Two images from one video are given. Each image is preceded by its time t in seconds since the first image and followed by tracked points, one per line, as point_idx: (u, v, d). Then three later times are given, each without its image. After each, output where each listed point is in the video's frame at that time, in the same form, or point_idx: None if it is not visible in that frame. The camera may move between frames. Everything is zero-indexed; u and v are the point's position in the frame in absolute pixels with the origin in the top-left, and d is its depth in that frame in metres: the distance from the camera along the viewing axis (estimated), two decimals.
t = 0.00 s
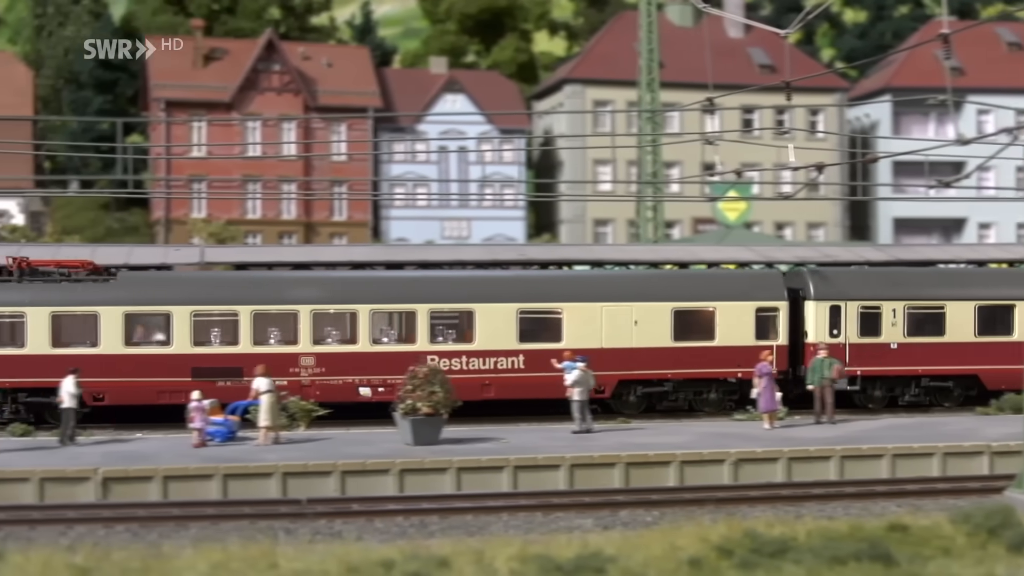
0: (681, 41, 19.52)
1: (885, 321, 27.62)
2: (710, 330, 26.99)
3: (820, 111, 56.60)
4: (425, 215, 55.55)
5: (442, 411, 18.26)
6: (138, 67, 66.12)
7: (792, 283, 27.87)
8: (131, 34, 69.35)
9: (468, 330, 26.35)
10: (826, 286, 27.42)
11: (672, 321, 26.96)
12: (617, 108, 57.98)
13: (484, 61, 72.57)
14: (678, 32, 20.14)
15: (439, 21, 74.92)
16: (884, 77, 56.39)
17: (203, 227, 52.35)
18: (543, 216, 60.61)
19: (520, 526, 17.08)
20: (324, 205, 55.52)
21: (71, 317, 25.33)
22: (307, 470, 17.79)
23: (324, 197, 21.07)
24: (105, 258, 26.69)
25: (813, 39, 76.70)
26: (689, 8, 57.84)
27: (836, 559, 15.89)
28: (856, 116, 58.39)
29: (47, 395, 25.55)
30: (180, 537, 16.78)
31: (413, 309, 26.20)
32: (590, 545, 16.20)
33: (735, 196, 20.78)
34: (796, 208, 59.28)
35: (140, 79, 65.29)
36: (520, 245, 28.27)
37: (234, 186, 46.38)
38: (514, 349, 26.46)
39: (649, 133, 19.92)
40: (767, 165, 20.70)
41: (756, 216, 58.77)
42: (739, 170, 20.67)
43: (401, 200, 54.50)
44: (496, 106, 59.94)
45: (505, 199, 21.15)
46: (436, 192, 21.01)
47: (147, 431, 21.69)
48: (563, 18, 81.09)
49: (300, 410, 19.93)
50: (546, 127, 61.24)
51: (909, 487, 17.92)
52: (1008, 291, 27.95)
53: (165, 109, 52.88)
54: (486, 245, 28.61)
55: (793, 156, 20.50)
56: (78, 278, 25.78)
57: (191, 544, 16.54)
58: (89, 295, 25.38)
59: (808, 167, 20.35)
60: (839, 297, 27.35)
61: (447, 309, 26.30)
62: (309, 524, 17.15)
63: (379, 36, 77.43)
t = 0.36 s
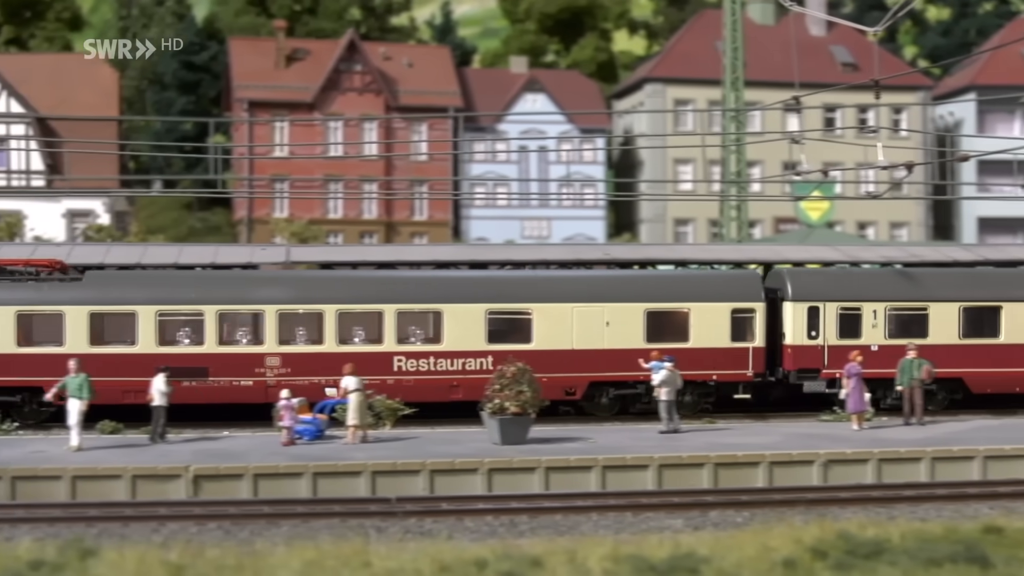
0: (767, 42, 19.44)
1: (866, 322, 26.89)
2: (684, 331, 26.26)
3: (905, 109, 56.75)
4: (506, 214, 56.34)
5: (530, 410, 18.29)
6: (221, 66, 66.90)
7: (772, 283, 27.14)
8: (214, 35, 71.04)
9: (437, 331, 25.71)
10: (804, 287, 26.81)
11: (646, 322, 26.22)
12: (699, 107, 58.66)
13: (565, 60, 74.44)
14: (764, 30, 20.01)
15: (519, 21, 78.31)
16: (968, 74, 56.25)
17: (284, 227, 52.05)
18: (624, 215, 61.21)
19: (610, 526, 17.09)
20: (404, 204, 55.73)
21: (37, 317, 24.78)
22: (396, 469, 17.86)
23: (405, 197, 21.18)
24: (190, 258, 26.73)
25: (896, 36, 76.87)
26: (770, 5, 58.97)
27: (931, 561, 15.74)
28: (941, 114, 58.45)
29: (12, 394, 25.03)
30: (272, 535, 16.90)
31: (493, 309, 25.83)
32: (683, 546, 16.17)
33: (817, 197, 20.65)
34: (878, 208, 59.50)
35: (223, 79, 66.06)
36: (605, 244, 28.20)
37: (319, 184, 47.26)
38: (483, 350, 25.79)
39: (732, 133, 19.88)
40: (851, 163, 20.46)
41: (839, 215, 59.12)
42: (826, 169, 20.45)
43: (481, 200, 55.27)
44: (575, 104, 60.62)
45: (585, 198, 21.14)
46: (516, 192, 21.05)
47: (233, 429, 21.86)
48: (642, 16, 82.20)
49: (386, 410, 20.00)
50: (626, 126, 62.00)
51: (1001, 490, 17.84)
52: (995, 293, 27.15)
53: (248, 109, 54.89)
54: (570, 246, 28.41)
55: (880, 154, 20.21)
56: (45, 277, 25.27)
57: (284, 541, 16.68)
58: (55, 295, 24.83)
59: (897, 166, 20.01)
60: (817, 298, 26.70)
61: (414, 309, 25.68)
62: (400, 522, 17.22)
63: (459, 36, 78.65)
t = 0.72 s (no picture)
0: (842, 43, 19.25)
1: (830, 324, 26.63)
2: (644, 333, 26.06)
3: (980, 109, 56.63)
4: (576, 214, 56.14)
5: (607, 410, 18.26)
6: (291, 68, 69.46)
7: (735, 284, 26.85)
8: (285, 36, 72.15)
9: (392, 331, 25.65)
10: (768, 287, 26.51)
11: (604, 323, 26.05)
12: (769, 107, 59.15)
13: (635, 59, 74.65)
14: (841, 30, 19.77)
15: (589, 20, 77.51)
16: None
17: (356, 227, 53.09)
18: (694, 215, 61.57)
19: (688, 527, 17.09)
20: (474, 204, 56.17)
21: None
22: (473, 469, 17.87)
23: (474, 196, 21.20)
24: (265, 258, 26.81)
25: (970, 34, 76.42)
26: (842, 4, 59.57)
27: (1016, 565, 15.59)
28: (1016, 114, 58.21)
29: None
30: (351, 534, 17.00)
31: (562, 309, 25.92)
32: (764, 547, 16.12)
33: (892, 196, 20.39)
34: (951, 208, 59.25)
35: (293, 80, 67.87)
36: (678, 244, 28.13)
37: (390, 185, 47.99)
38: (439, 351, 25.69)
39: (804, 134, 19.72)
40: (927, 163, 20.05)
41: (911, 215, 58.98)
42: (903, 170, 20.10)
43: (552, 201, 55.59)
44: (645, 103, 60.51)
45: (655, 197, 21.09)
46: (587, 192, 21.03)
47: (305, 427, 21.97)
48: (713, 16, 81.97)
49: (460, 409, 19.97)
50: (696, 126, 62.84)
51: None
52: (965, 295, 26.83)
53: (319, 110, 55.35)
54: (642, 245, 28.27)
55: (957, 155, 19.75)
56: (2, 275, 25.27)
57: (363, 540, 16.79)
58: (10, 295, 24.96)
59: (974, 166, 19.55)
60: (780, 299, 26.42)
61: (369, 309, 25.61)
62: (478, 522, 17.26)
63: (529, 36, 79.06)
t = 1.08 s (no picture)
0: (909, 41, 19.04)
1: (786, 325, 26.27)
2: (595, 333, 25.84)
3: None
4: (640, 213, 56.27)
5: (676, 410, 18.27)
6: (354, 68, 69.34)
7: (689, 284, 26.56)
8: (347, 36, 72.87)
9: (341, 330, 25.51)
10: (722, 287, 26.16)
11: (556, 323, 25.85)
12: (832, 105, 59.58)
13: (697, 57, 74.66)
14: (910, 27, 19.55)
15: (653, 19, 77.50)
16: None
17: (419, 226, 53.44)
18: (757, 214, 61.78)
19: (759, 527, 17.08)
20: (538, 204, 56.41)
21: None
22: (542, 469, 17.89)
23: (538, 197, 21.09)
24: (333, 256, 26.86)
25: None
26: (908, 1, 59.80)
27: None
28: None
29: None
30: (422, 533, 17.06)
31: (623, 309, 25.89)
32: (838, 548, 16.03)
33: (959, 196, 20.01)
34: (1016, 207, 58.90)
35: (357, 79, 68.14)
36: (744, 244, 28.03)
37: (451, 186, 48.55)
38: (388, 351, 25.55)
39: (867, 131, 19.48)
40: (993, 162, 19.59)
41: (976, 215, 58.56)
42: (970, 168, 19.67)
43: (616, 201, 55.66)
44: (708, 101, 60.62)
45: (719, 197, 21.00)
46: (650, 192, 20.97)
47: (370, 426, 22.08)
48: (774, 14, 81.56)
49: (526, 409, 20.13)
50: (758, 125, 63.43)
51: None
52: (924, 295, 26.46)
53: (382, 110, 56.23)
54: (706, 245, 28.17)
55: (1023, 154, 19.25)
56: None
57: (434, 539, 16.83)
58: None
59: None
60: (734, 299, 26.07)
61: (318, 309, 25.48)
62: (548, 521, 17.28)
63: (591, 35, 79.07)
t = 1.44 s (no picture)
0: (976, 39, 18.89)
1: (736, 324, 26.07)
2: (544, 332, 25.80)
3: None
4: (697, 212, 57.71)
5: (739, 409, 18.39)
6: (411, 66, 70.02)
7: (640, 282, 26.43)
8: (407, 34, 73.71)
9: (291, 328, 25.60)
10: (672, 286, 26.06)
11: (503, 322, 25.81)
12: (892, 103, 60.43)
13: (756, 56, 74.73)
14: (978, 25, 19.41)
15: (711, 17, 77.95)
16: None
17: (477, 224, 53.79)
18: (816, 213, 62.11)
19: (825, 527, 17.02)
20: (596, 203, 57.06)
21: None
22: (606, 467, 17.91)
23: (595, 195, 21.21)
24: (394, 253, 26.88)
25: None
26: None
27: None
28: None
29: None
30: (487, 530, 17.08)
31: (681, 305, 25.98)
32: (906, 548, 15.88)
33: None
34: None
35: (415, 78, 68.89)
36: (806, 241, 27.84)
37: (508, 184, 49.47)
38: (337, 348, 25.59)
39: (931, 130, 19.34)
40: None
41: None
42: None
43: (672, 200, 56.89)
44: (768, 101, 60.95)
45: (777, 194, 20.91)
46: (707, 190, 20.97)
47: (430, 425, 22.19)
48: (835, 12, 81.34)
49: (588, 406, 20.35)
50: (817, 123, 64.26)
51: None
52: (879, 294, 26.19)
53: (440, 108, 56.91)
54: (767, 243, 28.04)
55: None
56: None
57: (500, 537, 16.82)
58: None
59: None
60: (683, 298, 25.94)
61: (266, 307, 25.60)
62: (613, 520, 17.29)
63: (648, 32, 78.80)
